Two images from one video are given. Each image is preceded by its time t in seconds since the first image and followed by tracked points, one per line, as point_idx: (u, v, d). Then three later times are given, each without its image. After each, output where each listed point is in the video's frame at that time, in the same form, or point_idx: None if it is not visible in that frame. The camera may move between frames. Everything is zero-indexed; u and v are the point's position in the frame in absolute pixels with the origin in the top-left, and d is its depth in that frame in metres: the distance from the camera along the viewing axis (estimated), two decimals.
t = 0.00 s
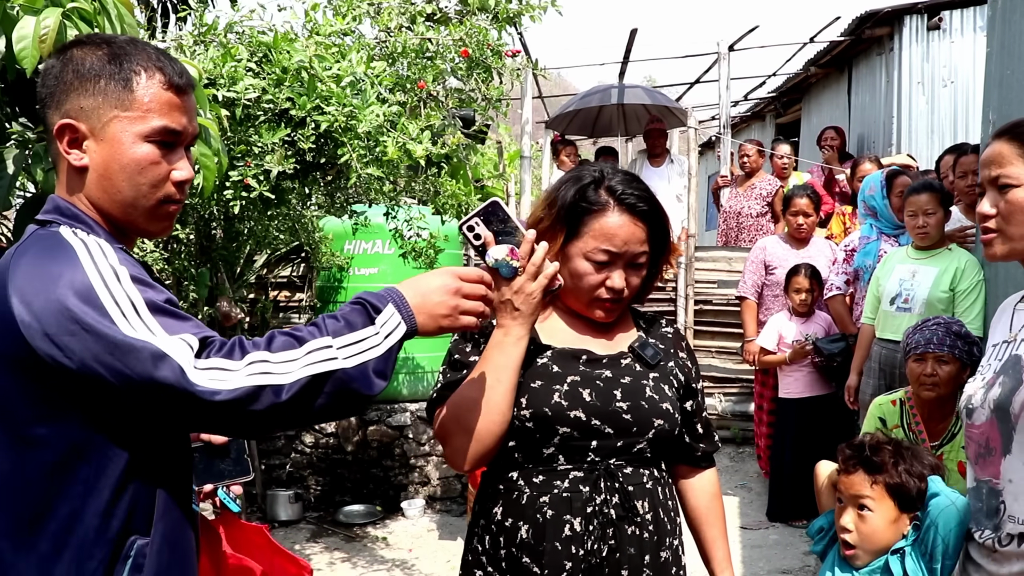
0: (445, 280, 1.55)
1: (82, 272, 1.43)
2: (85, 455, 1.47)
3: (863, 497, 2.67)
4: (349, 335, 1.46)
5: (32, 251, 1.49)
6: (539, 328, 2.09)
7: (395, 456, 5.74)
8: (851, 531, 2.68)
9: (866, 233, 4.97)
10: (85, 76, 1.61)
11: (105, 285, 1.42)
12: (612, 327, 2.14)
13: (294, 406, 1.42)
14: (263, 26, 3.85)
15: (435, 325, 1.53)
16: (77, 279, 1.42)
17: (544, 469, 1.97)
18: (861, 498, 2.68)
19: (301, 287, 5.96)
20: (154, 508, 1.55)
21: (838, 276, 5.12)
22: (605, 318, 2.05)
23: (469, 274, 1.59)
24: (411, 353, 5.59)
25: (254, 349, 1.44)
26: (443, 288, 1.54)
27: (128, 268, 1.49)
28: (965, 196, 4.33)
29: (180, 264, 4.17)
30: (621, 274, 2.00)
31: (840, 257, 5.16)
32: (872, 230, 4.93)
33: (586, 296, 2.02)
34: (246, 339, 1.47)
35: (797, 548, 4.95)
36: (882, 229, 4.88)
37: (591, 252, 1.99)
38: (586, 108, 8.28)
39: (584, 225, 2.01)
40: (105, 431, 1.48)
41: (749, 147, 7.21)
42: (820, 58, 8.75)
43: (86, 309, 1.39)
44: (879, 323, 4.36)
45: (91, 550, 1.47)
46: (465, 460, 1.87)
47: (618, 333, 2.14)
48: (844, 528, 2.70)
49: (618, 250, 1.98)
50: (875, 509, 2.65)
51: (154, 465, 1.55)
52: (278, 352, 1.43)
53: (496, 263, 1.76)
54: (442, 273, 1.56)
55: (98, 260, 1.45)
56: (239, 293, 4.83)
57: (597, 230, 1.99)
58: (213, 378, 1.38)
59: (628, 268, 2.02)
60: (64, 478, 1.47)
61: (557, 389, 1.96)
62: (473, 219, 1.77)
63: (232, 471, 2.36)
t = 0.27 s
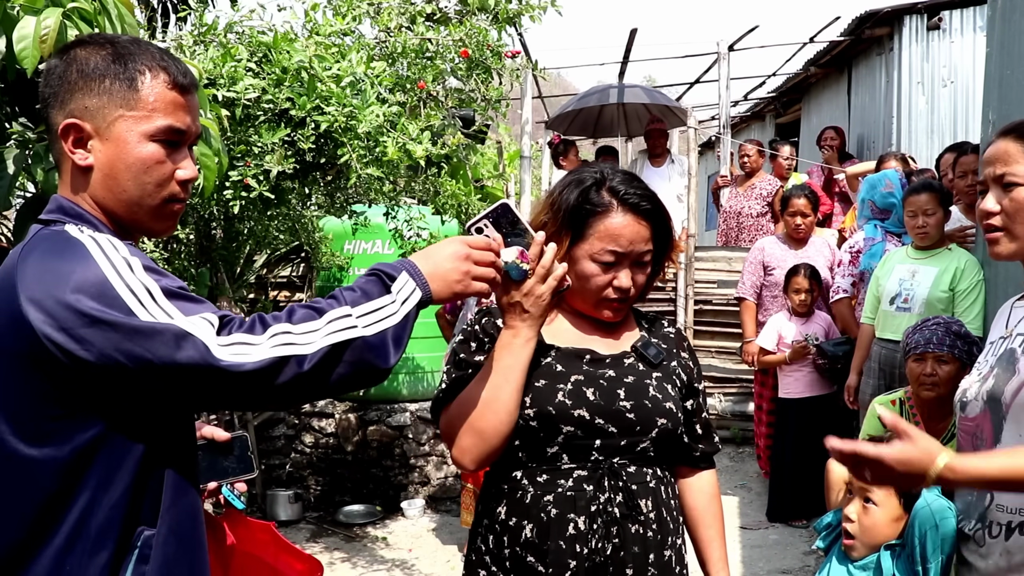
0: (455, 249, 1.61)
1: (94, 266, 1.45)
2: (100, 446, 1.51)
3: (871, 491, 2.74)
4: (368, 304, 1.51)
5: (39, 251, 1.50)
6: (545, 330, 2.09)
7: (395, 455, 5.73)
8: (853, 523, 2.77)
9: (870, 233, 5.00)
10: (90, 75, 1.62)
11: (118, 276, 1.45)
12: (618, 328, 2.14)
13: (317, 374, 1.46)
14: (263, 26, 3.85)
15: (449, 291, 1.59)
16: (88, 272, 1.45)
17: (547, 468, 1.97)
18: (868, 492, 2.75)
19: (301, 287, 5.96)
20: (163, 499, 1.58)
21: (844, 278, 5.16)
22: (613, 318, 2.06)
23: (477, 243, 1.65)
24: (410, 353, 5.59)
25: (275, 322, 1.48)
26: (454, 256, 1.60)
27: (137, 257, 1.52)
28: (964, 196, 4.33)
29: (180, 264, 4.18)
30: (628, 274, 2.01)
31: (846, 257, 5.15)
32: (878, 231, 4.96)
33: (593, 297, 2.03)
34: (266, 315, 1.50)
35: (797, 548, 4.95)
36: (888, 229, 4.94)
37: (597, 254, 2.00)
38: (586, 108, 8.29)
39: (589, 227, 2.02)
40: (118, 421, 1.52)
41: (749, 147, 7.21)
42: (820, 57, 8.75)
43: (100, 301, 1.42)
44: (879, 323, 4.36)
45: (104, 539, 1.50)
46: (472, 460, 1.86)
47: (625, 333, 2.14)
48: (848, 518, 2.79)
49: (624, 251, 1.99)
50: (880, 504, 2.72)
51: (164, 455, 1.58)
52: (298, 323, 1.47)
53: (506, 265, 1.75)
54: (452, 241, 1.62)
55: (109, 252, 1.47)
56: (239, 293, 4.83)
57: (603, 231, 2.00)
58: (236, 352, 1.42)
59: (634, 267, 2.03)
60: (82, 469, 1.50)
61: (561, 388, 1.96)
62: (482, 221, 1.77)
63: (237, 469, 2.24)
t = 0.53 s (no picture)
0: (458, 234, 1.66)
1: (96, 261, 1.46)
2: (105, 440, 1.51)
3: (878, 495, 2.77)
4: (371, 287, 1.53)
5: (40, 249, 1.51)
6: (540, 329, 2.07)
7: (395, 456, 5.73)
8: (859, 526, 2.79)
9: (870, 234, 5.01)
10: (88, 75, 1.62)
11: (123, 268, 1.46)
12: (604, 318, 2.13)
13: (324, 357, 1.48)
14: (263, 26, 3.85)
15: (449, 273, 1.62)
16: (91, 266, 1.45)
17: (545, 469, 1.97)
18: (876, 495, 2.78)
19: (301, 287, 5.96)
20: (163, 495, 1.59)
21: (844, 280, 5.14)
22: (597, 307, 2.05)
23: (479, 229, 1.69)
24: (411, 353, 5.59)
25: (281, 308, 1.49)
26: (453, 240, 1.65)
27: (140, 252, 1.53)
28: (964, 196, 4.34)
29: (180, 264, 4.18)
30: (609, 259, 2.01)
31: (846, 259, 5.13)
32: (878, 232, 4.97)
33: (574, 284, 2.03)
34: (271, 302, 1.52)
35: (796, 548, 4.95)
36: (888, 229, 4.98)
37: (577, 240, 2.01)
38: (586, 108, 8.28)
39: (568, 214, 2.03)
40: (119, 416, 1.52)
41: (749, 147, 7.21)
42: (820, 57, 8.76)
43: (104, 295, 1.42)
44: (879, 323, 4.36)
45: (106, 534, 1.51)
46: (463, 470, 1.85)
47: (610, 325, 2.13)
48: (855, 521, 2.81)
49: (602, 235, 1.99)
50: (887, 508, 2.75)
51: (163, 450, 1.59)
52: (303, 308, 1.49)
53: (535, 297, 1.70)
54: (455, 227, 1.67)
55: (113, 247, 1.48)
56: (239, 293, 4.83)
57: (581, 218, 2.01)
58: (244, 337, 1.43)
59: (615, 253, 2.02)
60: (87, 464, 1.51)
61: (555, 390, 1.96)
62: (521, 246, 1.75)
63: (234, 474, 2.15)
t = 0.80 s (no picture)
0: (454, 269, 1.57)
1: (90, 271, 1.45)
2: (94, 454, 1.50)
3: (863, 495, 2.77)
4: (360, 324, 1.49)
5: (39, 252, 1.51)
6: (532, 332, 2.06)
7: (395, 455, 5.74)
8: (847, 527, 2.80)
9: (865, 237, 5.02)
10: (96, 75, 1.62)
11: (114, 283, 1.44)
12: (580, 309, 2.14)
13: (304, 397, 1.44)
14: (263, 27, 3.85)
15: (445, 308, 1.55)
16: (85, 279, 1.44)
17: (544, 470, 1.98)
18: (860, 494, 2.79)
19: (301, 287, 5.96)
20: (160, 509, 1.59)
21: (845, 284, 5.15)
22: (565, 295, 2.08)
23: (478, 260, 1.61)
24: (411, 354, 5.60)
25: (262, 343, 1.46)
26: (452, 273, 1.57)
27: (136, 266, 1.51)
28: (965, 196, 4.34)
29: (180, 263, 4.19)
30: (574, 247, 2.06)
31: (842, 265, 5.15)
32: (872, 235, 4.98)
33: (544, 276, 2.08)
34: (255, 334, 1.48)
35: (797, 548, 4.95)
36: (883, 231, 4.98)
37: (542, 232, 2.08)
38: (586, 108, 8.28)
39: (537, 210, 2.12)
40: (111, 431, 1.52)
41: (750, 147, 7.21)
42: (820, 58, 8.76)
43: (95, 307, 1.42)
44: (879, 323, 4.35)
45: (94, 551, 1.50)
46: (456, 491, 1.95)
47: (587, 317, 2.14)
48: (843, 522, 2.81)
49: (563, 225, 2.05)
50: (872, 506, 2.75)
51: (160, 465, 1.59)
52: (286, 346, 1.45)
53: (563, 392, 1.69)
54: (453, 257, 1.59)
55: (107, 259, 1.47)
56: (238, 293, 4.82)
57: (546, 209, 2.09)
58: (222, 373, 1.40)
59: (581, 242, 2.06)
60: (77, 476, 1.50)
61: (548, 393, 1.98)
62: (548, 367, 1.63)
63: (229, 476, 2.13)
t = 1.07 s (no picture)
0: (460, 291, 1.55)
1: (84, 275, 1.46)
2: (85, 458, 1.52)
3: (853, 497, 2.79)
4: (353, 340, 1.48)
5: (38, 252, 1.52)
6: (520, 338, 2.10)
7: (395, 455, 5.79)
8: (836, 529, 2.81)
9: (859, 237, 5.01)
10: (99, 75, 1.62)
11: (106, 288, 1.44)
12: (568, 309, 2.15)
13: (289, 412, 1.43)
14: (263, 26, 3.86)
15: (447, 330, 1.53)
16: (79, 282, 1.45)
17: (536, 472, 1.99)
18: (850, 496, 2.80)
19: (301, 287, 5.96)
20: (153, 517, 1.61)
21: (842, 286, 5.13)
22: (554, 295, 2.09)
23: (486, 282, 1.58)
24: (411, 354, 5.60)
25: (249, 353, 1.45)
26: (457, 294, 1.55)
27: (131, 270, 1.52)
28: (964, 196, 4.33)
29: (180, 264, 4.19)
30: (556, 248, 2.05)
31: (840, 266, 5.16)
32: (867, 235, 4.98)
33: (529, 279, 2.09)
34: (244, 344, 1.48)
35: (796, 548, 4.95)
36: (877, 231, 4.98)
37: (524, 236, 2.07)
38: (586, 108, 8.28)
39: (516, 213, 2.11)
40: (103, 438, 1.53)
41: (750, 147, 7.20)
42: (820, 58, 8.76)
43: (86, 311, 1.42)
44: (879, 324, 4.36)
45: (81, 558, 1.51)
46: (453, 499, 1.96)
47: (575, 315, 2.15)
48: (833, 524, 2.83)
49: (543, 227, 2.05)
50: (861, 508, 2.77)
51: (153, 474, 1.61)
52: (274, 359, 1.44)
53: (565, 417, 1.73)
54: (461, 280, 1.57)
55: (102, 263, 1.48)
56: (238, 293, 4.82)
57: (525, 211, 2.08)
58: (205, 383, 1.39)
59: (563, 242, 2.06)
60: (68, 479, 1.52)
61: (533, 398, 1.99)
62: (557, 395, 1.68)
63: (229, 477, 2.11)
